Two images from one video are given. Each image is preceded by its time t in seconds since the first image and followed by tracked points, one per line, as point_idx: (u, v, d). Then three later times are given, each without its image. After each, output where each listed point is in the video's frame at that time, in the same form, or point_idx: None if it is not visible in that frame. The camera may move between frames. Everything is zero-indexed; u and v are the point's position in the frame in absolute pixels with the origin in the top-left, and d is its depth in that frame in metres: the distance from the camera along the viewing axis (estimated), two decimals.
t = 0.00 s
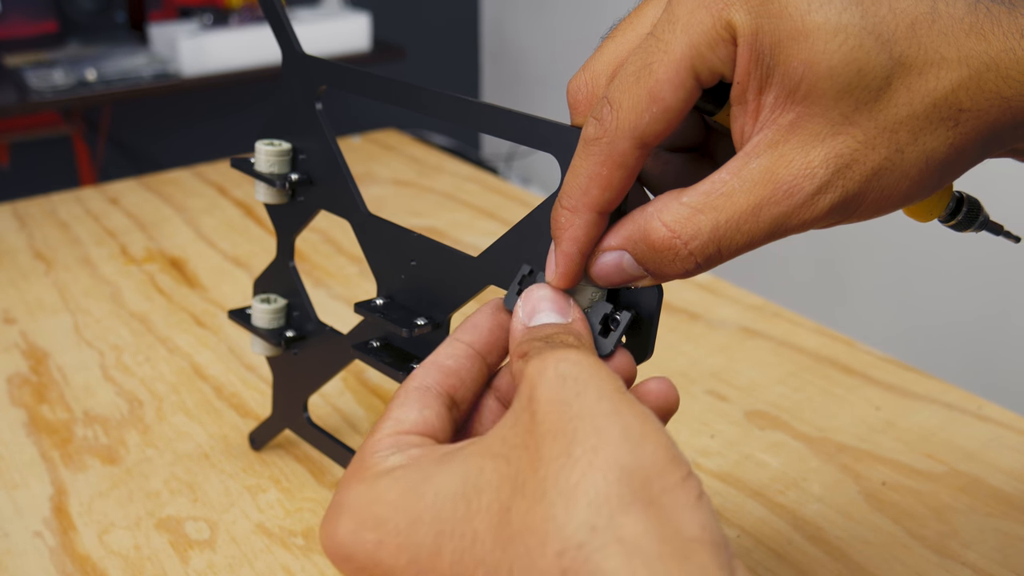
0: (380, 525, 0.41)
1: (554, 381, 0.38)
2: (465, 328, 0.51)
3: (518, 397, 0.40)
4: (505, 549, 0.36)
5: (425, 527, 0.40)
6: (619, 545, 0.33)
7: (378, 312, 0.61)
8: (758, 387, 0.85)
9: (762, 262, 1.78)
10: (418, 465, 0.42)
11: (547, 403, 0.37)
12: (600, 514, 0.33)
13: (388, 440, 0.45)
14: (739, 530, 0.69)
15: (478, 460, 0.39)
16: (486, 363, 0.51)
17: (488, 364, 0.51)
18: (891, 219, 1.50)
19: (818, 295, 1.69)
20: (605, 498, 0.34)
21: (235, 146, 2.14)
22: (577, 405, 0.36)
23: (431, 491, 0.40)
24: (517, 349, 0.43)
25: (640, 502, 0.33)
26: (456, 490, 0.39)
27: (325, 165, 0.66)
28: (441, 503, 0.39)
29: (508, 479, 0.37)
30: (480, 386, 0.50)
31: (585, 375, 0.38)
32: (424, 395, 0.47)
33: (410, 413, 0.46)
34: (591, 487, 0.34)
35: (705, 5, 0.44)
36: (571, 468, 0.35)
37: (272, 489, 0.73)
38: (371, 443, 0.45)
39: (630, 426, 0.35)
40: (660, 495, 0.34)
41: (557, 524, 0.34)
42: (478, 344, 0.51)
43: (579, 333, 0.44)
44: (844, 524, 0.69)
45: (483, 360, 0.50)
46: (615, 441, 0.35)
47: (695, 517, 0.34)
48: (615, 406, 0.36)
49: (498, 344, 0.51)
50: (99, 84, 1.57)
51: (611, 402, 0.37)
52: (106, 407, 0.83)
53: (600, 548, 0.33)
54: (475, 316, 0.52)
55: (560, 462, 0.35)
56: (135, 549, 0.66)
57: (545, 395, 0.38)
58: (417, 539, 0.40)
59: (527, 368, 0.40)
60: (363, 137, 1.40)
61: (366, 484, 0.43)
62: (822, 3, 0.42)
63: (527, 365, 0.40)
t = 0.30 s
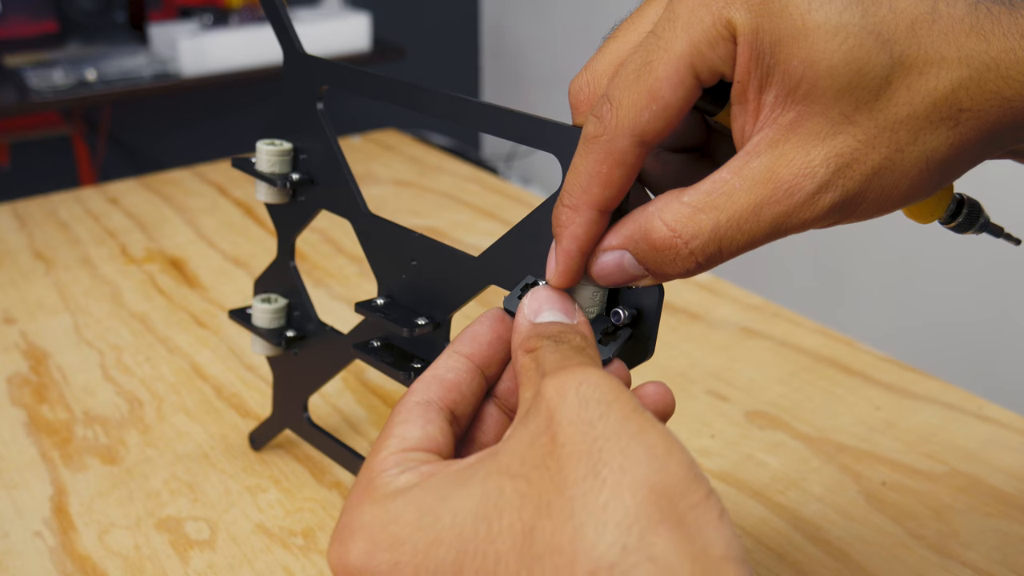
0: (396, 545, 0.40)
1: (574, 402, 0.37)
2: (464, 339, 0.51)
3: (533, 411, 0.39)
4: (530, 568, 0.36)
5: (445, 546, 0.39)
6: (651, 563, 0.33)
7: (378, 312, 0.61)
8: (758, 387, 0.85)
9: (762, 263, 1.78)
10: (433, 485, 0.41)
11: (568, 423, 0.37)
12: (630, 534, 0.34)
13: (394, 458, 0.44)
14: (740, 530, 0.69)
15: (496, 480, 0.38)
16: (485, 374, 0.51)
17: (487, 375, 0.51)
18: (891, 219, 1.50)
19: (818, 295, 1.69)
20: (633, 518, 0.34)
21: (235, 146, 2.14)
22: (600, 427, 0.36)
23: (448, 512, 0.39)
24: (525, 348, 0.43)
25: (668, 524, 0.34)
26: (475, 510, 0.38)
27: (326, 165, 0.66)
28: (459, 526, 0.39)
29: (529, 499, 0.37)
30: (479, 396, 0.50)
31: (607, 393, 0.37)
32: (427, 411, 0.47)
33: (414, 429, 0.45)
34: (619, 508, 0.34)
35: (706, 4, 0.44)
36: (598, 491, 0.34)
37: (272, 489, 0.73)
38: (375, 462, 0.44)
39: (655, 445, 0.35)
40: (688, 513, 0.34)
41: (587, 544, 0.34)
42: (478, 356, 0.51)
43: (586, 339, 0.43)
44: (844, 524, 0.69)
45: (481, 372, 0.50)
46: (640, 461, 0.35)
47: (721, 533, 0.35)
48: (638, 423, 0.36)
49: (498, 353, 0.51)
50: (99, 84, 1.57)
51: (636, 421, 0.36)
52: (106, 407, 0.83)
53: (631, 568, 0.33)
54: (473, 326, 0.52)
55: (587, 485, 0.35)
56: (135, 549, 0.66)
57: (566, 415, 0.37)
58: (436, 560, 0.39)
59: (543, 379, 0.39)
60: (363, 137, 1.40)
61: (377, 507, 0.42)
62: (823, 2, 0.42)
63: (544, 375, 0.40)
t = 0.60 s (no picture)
0: (405, 552, 0.40)
1: (581, 406, 0.37)
2: (466, 335, 0.50)
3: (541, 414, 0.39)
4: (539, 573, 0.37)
5: (453, 555, 0.39)
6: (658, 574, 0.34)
7: (379, 312, 0.61)
8: (758, 387, 0.85)
9: (762, 262, 1.78)
10: (440, 491, 0.40)
11: (575, 429, 0.37)
12: (637, 544, 0.34)
13: (403, 464, 0.43)
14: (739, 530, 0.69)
15: (504, 486, 0.38)
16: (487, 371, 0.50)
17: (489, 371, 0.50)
18: (891, 219, 1.50)
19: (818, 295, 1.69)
20: (641, 528, 0.34)
21: (235, 146, 2.14)
22: (608, 434, 0.36)
23: (457, 519, 0.39)
24: (531, 345, 0.43)
25: (675, 533, 0.34)
26: (483, 517, 0.38)
27: (326, 165, 0.66)
28: (469, 532, 0.38)
29: (537, 509, 0.37)
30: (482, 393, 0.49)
31: (614, 398, 0.37)
32: (434, 411, 0.46)
33: (421, 432, 0.44)
34: (626, 518, 0.34)
35: (706, 3, 0.44)
36: (605, 501, 0.35)
37: (272, 489, 0.73)
38: (383, 468, 0.43)
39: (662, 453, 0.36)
40: (695, 522, 0.35)
41: (594, 553, 0.35)
42: (481, 353, 0.50)
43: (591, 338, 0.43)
44: (843, 524, 0.69)
45: (485, 368, 0.49)
46: (648, 469, 0.35)
47: (726, 541, 0.35)
48: (647, 429, 0.36)
49: (497, 348, 0.51)
50: (99, 83, 1.57)
51: (643, 429, 0.36)
52: (106, 407, 0.83)
53: None
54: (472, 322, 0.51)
55: (595, 493, 0.35)
56: (135, 549, 0.66)
57: (575, 419, 0.37)
58: (447, 567, 0.39)
59: (551, 381, 0.40)
60: (363, 138, 1.40)
61: (387, 516, 0.41)
62: (823, 1, 0.42)
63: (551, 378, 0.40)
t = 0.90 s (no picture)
0: (422, 523, 0.39)
1: (603, 377, 0.36)
2: (473, 321, 0.50)
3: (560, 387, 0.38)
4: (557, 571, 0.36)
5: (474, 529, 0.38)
6: (689, 549, 0.32)
7: (381, 312, 0.61)
8: (758, 387, 0.85)
9: (761, 262, 1.79)
10: (462, 461, 0.39)
11: (599, 400, 0.36)
12: (666, 519, 0.33)
13: (419, 432, 0.42)
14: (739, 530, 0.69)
15: (527, 460, 0.37)
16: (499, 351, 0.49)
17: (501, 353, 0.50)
18: (891, 219, 1.50)
19: (818, 295, 1.69)
20: (670, 502, 0.33)
21: (235, 147, 2.14)
22: (633, 405, 0.35)
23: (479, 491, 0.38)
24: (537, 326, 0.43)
25: (706, 507, 0.33)
26: (507, 490, 0.37)
27: (328, 165, 0.66)
28: (491, 504, 0.37)
29: (564, 480, 0.36)
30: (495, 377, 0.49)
31: (638, 367, 0.36)
32: (451, 387, 0.45)
33: (437, 405, 0.44)
34: (655, 491, 0.33)
35: (707, 2, 0.44)
36: (633, 472, 0.34)
37: (272, 489, 0.73)
38: (400, 437, 0.42)
39: (689, 425, 0.34)
40: (725, 495, 0.34)
41: (624, 528, 0.33)
42: (489, 335, 0.49)
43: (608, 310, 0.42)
44: (844, 524, 0.69)
45: (495, 350, 0.49)
46: (675, 442, 0.34)
47: (757, 516, 0.34)
48: (672, 401, 0.35)
49: (507, 329, 0.50)
50: (99, 84, 1.57)
51: (669, 399, 0.35)
52: (107, 407, 0.83)
53: (669, 554, 0.32)
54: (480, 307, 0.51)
55: (621, 466, 0.34)
56: (135, 549, 0.66)
57: (594, 389, 0.36)
58: (466, 541, 0.38)
59: (564, 353, 0.39)
60: (363, 137, 1.40)
61: (403, 481, 0.40)
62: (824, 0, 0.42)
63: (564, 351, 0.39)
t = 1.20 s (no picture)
0: (408, 539, 0.39)
1: (588, 390, 0.37)
2: (477, 348, 0.50)
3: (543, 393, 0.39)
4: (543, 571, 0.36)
5: (458, 539, 0.38)
6: (674, 549, 0.33)
7: (380, 312, 0.61)
8: (758, 387, 0.85)
9: (761, 262, 1.78)
10: (447, 474, 0.40)
11: (581, 410, 0.37)
12: (652, 520, 0.34)
13: (410, 454, 0.42)
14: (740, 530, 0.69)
15: (510, 470, 0.38)
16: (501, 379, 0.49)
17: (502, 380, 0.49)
18: (891, 219, 1.50)
19: (818, 296, 1.69)
20: (654, 505, 0.34)
21: (235, 147, 2.14)
22: (616, 415, 0.36)
23: (462, 504, 0.38)
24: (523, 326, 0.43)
25: (690, 507, 0.34)
26: (489, 502, 0.37)
27: (327, 165, 0.66)
28: (474, 514, 0.38)
29: (547, 488, 0.36)
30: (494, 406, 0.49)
31: (620, 380, 0.37)
32: (444, 412, 0.45)
33: (432, 430, 0.44)
34: (639, 496, 0.34)
35: (706, 2, 0.44)
36: (618, 477, 0.35)
37: (272, 489, 0.73)
38: (391, 458, 0.43)
39: (670, 433, 0.36)
40: (707, 498, 0.35)
41: (608, 531, 0.34)
42: (492, 363, 0.49)
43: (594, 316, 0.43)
44: (844, 524, 0.69)
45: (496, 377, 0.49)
46: (657, 448, 0.35)
47: (738, 515, 0.35)
48: (654, 412, 0.36)
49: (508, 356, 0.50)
50: (99, 83, 1.57)
51: (650, 408, 0.37)
52: (107, 407, 0.83)
53: (654, 554, 0.33)
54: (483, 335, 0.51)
55: (605, 473, 0.35)
56: (135, 549, 0.66)
57: (580, 400, 0.37)
58: (451, 554, 0.38)
59: (551, 361, 0.40)
60: (363, 137, 1.40)
61: (390, 495, 0.41)
62: None
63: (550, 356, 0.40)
